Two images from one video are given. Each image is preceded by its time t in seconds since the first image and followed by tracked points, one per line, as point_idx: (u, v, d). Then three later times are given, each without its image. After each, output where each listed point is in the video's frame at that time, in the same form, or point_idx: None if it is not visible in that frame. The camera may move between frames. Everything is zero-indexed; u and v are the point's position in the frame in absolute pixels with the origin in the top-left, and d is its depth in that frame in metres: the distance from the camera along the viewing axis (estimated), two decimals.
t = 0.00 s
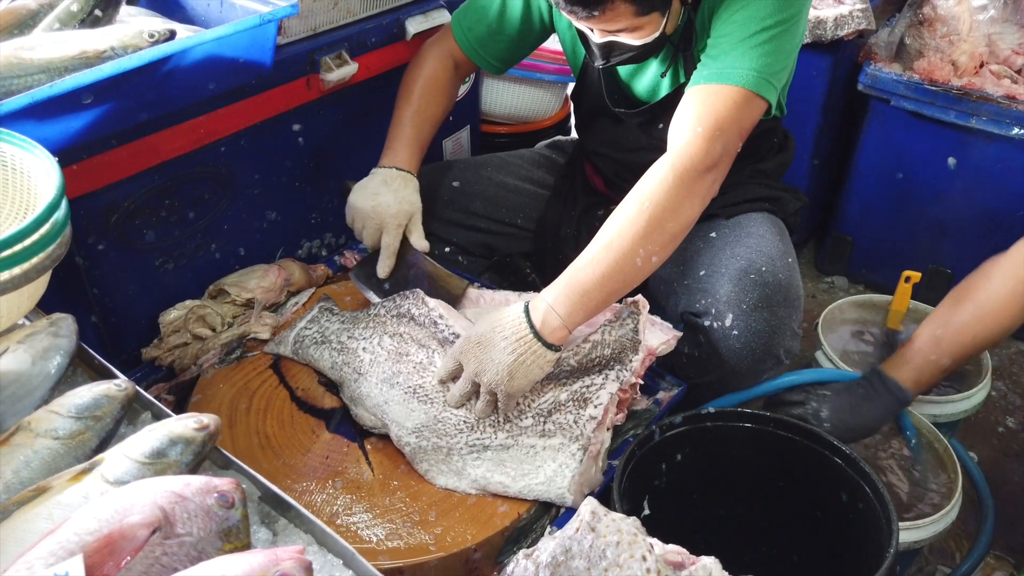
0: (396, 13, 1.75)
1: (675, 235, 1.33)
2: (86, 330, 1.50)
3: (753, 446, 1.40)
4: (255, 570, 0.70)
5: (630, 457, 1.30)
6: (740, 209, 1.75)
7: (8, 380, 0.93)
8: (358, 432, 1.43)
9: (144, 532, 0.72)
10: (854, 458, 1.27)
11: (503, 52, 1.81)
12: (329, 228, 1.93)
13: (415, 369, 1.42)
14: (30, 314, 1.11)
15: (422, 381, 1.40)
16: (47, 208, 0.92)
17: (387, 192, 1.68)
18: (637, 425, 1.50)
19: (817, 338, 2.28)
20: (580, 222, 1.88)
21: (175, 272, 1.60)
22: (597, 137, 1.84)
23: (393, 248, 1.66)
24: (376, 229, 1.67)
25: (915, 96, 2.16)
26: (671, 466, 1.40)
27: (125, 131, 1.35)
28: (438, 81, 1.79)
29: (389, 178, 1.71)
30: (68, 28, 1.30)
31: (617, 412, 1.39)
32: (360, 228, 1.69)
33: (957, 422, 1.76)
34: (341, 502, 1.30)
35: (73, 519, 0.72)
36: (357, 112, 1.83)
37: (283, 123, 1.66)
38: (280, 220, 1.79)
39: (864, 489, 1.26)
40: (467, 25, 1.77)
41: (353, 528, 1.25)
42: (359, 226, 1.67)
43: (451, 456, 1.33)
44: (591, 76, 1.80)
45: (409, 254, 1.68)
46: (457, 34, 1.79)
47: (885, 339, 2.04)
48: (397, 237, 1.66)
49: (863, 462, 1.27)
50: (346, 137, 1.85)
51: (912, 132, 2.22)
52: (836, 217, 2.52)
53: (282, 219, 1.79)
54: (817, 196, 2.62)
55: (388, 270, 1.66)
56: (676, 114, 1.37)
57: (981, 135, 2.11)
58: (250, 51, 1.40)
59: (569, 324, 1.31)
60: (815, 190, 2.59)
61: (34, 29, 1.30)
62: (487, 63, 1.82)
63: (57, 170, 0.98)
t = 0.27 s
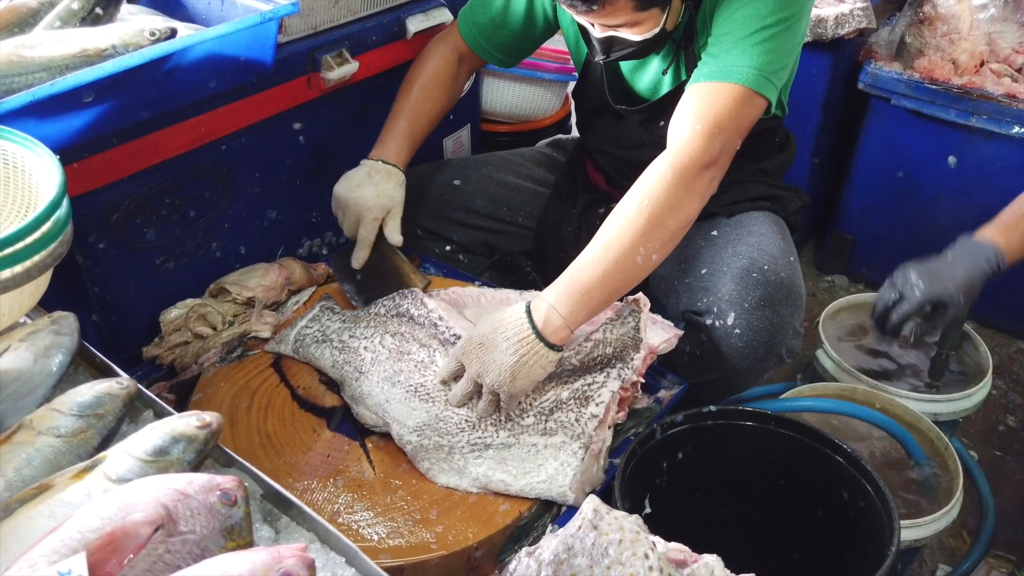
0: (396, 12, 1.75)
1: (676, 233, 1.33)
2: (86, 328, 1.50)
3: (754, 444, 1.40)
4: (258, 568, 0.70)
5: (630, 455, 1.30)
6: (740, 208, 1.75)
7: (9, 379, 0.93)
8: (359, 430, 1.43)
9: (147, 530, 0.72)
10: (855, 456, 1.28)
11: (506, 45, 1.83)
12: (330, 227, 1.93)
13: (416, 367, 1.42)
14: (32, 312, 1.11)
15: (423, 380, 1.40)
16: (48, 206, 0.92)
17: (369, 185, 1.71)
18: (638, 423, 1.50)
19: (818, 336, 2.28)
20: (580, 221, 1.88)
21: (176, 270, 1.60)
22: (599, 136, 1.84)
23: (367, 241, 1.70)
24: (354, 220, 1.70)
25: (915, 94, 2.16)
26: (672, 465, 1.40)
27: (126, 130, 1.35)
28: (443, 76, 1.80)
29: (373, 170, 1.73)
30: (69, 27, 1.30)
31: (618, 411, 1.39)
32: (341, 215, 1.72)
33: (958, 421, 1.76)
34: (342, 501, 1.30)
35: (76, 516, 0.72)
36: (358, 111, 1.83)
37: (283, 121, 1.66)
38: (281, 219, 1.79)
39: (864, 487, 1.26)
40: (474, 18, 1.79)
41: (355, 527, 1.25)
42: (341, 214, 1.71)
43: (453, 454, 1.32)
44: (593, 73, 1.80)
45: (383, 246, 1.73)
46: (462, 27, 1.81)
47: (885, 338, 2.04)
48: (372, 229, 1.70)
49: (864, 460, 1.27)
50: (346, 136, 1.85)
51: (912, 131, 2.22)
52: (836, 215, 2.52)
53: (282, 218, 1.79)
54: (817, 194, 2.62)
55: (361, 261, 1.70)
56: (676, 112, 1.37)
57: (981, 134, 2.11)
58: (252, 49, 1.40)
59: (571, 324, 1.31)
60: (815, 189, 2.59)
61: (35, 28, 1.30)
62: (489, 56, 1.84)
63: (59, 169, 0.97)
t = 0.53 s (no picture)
0: (397, 11, 1.75)
1: (675, 235, 1.33)
2: (87, 328, 1.50)
3: (755, 444, 1.40)
4: (259, 566, 0.70)
5: (630, 455, 1.30)
6: (740, 207, 1.75)
7: (10, 378, 0.93)
8: (360, 429, 1.43)
9: (149, 529, 0.72)
10: (855, 455, 1.28)
11: (515, 46, 1.85)
12: (330, 226, 1.93)
13: (417, 368, 1.42)
14: (33, 311, 1.11)
15: (424, 381, 1.40)
16: (50, 205, 0.92)
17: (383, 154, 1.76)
18: (638, 422, 1.50)
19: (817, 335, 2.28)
20: (580, 220, 1.88)
21: (176, 270, 1.60)
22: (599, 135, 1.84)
23: (376, 207, 1.72)
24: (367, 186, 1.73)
25: (915, 94, 2.16)
26: (673, 464, 1.40)
27: (127, 129, 1.35)
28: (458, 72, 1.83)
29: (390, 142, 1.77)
30: (69, 26, 1.30)
31: (619, 412, 1.39)
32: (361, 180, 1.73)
33: (958, 420, 1.77)
34: (342, 500, 1.30)
35: (78, 515, 0.72)
36: (358, 110, 1.83)
37: (284, 121, 1.66)
38: (281, 218, 1.79)
39: (865, 487, 1.26)
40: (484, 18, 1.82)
41: (355, 526, 1.25)
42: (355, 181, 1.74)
43: (454, 455, 1.32)
44: (593, 72, 1.79)
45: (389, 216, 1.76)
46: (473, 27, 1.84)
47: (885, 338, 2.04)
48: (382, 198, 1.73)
49: (864, 459, 1.27)
50: (347, 135, 1.84)
51: (912, 130, 2.23)
52: (836, 215, 2.52)
53: (282, 217, 1.79)
54: (817, 193, 2.62)
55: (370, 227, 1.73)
56: (674, 114, 1.37)
57: (981, 133, 2.11)
58: (252, 48, 1.40)
59: (573, 328, 1.31)
60: (815, 188, 2.59)
61: (35, 27, 1.30)
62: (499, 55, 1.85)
63: (60, 168, 0.97)
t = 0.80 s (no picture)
0: (397, 9, 1.75)
1: (672, 228, 1.33)
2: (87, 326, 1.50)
3: (755, 442, 1.40)
4: (261, 564, 0.70)
5: (631, 452, 1.30)
6: (739, 204, 1.75)
7: (11, 376, 0.93)
8: (360, 427, 1.43)
9: (150, 526, 0.72)
10: (855, 452, 1.28)
11: (512, 51, 1.84)
12: (330, 225, 1.93)
13: (418, 365, 1.42)
14: (33, 310, 1.11)
15: (425, 378, 1.40)
16: (50, 202, 0.92)
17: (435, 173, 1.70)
18: (638, 420, 1.49)
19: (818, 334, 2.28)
20: (581, 218, 1.88)
21: (177, 268, 1.60)
22: (599, 133, 1.84)
23: (449, 222, 1.57)
24: (427, 207, 1.64)
25: (916, 92, 2.16)
26: (673, 462, 1.40)
27: (127, 127, 1.35)
28: (461, 78, 1.82)
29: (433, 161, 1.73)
30: (69, 24, 1.30)
31: (619, 409, 1.39)
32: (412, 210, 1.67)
33: (958, 418, 1.76)
34: (343, 497, 1.30)
35: (80, 513, 0.72)
36: (358, 109, 1.83)
37: (284, 119, 1.66)
38: (281, 216, 1.79)
39: (865, 484, 1.26)
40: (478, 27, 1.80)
41: (356, 524, 1.25)
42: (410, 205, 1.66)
43: (455, 452, 1.32)
44: (594, 69, 1.79)
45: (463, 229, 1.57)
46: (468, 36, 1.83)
47: (885, 336, 2.04)
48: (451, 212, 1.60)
49: (864, 457, 1.27)
50: (347, 133, 1.84)
51: (912, 128, 2.22)
52: (836, 213, 2.52)
53: (282, 215, 1.79)
54: (818, 192, 2.62)
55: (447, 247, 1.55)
56: (671, 108, 1.37)
57: (981, 132, 2.11)
58: (253, 46, 1.40)
59: (573, 324, 1.31)
60: (816, 187, 2.59)
61: (36, 25, 1.29)
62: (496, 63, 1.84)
63: (61, 165, 0.97)
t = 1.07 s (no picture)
0: (397, 9, 1.75)
1: (672, 226, 1.33)
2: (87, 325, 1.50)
3: (756, 441, 1.40)
4: (262, 563, 0.70)
5: (632, 452, 1.30)
6: (738, 203, 1.75)
7: (11, 376, 0.93)
8: (361, 427, 1.43)
9: (151, 526, 0.72)
10: (856, 452, 1.28)
11: (509, 60, 1.83)
12: (330, 224, 1.93)
13: (418, 365, 1.42)
14: (34, 310, 1.11)
15: (426, 377, 1.40)
16: (50, 202, 0.92)
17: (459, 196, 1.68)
18: (639, 420, 1.49)
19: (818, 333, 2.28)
20: (581, 217, 1.88)
21: (177, 268, 1.60)
22: (599, 133, 1.84)
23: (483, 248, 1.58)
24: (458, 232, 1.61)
25: (916, 91, 2.16)
26: (674, 461, 1.40)
27: (127, 127, 1.35)
28: (459, 89, 1.81)
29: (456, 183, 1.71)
30: (69, 23, 1.30)
31: (619, 409, 1.39)
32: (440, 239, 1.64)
33: (958, 417, 1.77)
34: (343, 497, 1.30)
35: (81, 512, 0.72)
36: (358, 108, 1.83)
37: (284, 119, 1.66)
38: (281, 216, 1.79)
39: (866, 484, 1.27)
40: (471, 41, 1.80)
41: (357, 523, 1.25)
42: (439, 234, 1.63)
43: (455, 451, 1.32)
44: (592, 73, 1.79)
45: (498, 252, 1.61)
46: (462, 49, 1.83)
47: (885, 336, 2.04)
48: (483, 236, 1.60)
49: (865, 456, 1.27)
50: (347, 132, 1.84)
51: (912, 128, 2.22)
52: (836, 213, 2.53)
53: (282, 215, 1.79)
54: (818, 191, 2.62)
55: (483, 274, 1.56)
56: (670, 107, 1.37)
57: (981, 131, 2.11)
58: (253, 46, 1.40)
59: (573, 322, 1.31)
60: (816, 186, 2.59)
61: (36, 25, 1.29)
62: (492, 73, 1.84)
63: (61, 165, 0.97)
